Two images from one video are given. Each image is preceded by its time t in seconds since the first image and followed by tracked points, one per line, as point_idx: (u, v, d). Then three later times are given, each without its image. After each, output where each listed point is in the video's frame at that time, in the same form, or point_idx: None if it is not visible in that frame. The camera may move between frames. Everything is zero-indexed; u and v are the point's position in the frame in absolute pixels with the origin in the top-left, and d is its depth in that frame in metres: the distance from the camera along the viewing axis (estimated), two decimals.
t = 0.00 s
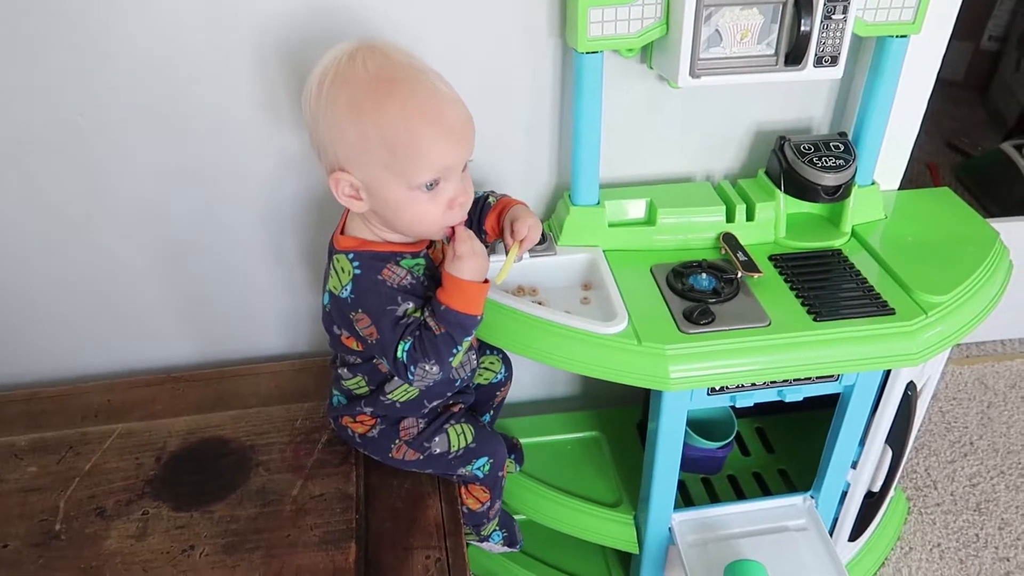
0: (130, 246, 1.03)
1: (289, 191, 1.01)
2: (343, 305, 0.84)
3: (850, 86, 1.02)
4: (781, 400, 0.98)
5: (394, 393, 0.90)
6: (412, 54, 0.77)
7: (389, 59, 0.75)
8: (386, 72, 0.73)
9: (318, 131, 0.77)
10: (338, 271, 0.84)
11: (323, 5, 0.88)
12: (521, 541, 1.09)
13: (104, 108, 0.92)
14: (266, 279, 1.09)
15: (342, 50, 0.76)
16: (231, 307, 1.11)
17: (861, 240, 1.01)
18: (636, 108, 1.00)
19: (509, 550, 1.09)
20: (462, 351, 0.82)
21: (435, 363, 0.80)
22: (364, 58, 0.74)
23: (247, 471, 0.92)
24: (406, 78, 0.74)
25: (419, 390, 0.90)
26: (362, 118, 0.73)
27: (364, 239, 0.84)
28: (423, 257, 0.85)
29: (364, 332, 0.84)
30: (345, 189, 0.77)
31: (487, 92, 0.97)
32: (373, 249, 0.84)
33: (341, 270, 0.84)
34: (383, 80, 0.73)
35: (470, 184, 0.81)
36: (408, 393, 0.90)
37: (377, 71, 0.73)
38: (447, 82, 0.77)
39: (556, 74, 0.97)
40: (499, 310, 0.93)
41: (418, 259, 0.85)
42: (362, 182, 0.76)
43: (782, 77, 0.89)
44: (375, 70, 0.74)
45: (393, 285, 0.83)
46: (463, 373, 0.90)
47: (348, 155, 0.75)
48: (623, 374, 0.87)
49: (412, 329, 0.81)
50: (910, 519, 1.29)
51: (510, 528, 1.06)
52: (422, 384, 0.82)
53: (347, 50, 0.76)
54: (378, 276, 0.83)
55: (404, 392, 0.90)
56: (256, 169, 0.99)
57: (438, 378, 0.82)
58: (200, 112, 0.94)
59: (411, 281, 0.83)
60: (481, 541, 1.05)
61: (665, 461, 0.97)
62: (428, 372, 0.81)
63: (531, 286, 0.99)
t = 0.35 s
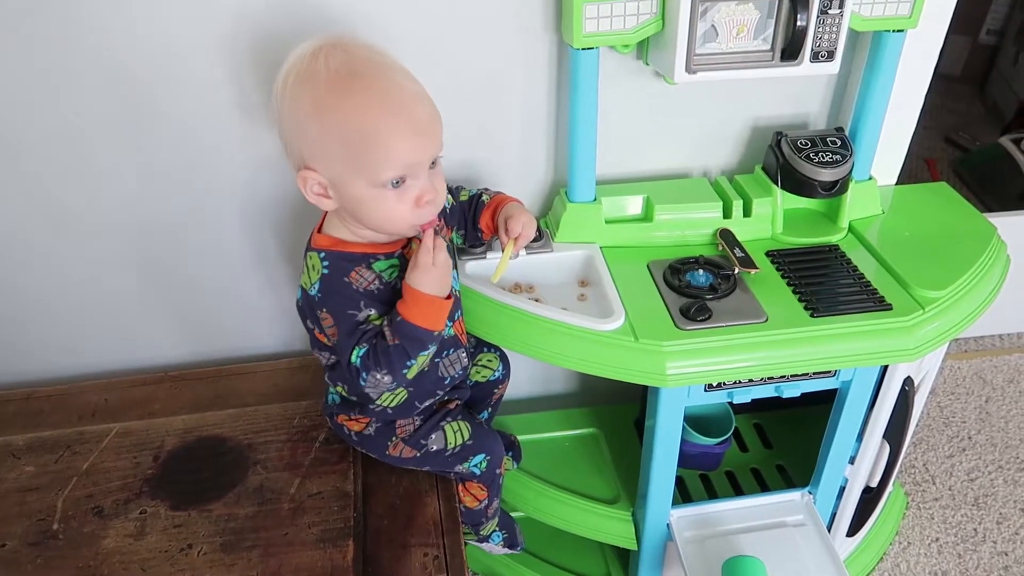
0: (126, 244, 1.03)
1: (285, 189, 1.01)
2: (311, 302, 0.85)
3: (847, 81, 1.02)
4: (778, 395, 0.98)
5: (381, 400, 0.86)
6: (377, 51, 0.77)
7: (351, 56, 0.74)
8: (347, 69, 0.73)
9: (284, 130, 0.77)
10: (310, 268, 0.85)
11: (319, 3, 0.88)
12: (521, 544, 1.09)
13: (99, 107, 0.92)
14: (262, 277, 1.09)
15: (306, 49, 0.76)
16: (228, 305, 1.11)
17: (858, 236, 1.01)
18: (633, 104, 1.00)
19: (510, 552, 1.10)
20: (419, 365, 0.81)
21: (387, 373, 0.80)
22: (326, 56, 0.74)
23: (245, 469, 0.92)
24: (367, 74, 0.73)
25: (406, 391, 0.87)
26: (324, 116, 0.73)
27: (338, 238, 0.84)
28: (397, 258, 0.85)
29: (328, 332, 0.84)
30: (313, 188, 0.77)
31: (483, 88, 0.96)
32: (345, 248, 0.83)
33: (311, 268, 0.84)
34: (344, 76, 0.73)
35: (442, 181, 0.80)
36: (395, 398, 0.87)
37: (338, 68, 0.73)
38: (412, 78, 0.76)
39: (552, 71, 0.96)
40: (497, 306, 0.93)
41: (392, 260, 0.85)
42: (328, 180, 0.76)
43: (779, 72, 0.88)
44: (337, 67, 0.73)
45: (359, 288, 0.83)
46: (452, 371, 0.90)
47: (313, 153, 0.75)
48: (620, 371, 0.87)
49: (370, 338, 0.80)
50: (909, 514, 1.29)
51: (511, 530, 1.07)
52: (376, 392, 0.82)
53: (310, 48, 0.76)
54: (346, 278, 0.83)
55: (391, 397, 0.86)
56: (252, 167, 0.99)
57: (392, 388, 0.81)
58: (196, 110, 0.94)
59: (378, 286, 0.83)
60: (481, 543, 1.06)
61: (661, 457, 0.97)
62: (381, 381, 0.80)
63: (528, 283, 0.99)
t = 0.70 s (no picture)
0: (121, 247, 1.03)
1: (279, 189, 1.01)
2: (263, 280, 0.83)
3: (840, 76, 1.02)
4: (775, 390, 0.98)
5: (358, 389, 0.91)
6: (333, 51, 0.75)
7: (306, 58, 0.73)
8: (301, 72, 0.72)
9: (250, 139, 0.76)
10: (279, 259, 0.82)
11: (311, 3, 0.88)
12: (525, 544, 1.09)
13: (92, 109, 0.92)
14: (258, 278, 1.09)
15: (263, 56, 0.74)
16: (224, 306, 1.11)
17: (853, 230, 1.01)
18: (627, 101, 1.00)
19: (514, 553, 1.10)
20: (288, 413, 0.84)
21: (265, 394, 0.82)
22: (281, 61, 0.73)
23: (242, 470, 0.92)
24: (321, 75, 0.72)
25: (381, 388, 0.91)
26: (282, 121, 0.72)
27: (313, 239, 0.81)
28: (369, 267, 0.83)
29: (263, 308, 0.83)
30: (282, 196, 0.76)
31: (476, 86, 0.96)
32: (318, 252, 0.81)
33: (280, 258, 0.82)
34: (298, 79, 0.71)
35: (412, 178, 0.79)
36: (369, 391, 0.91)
37: (292, 72, 0.72)
38: (370, 75, 0.75)
39: (545, 68, 0.96)
40: (491, 304, 0.93)
41: (363, 270, 0.83)
42: (296, 187, 0.75)
43: (773, 67, 0.88)
44: (289, 70, 0.72)
45: (314, 299, 0.81)
46: (430, 372, 0.92)
47: (278, 161, 0.74)
48: (616, 367, 0.87)
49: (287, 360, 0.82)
50: (908, 508, 1.29)
51: (514, 531, 1.07)
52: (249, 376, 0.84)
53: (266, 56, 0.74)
54: (302, 285, 0.81)
55: (367, 390, 0.91)
56: (246, 168, 0.98)
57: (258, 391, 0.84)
58: (188, 111, 0.93)
59: (331, 302, 0.82)
60: (483, 543, 1.06)
61: (658, 451, 0.97)
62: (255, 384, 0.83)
63: (524, 280, 0.99)
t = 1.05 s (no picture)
0: (123, 248, 1.03)
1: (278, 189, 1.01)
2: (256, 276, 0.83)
3: (838, 68, 1.02)
4: (776, 383, 0.98)
5: (353, 388, 0.91)
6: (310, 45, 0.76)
7: (282, 53, 0.73)
8: (277, 65, 0.72)
9: (237, 141, 0.76)
10: (272, 255, 0.83)
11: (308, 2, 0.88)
12: (537, 531, 1.10)
13: (91, 111, 0.92)
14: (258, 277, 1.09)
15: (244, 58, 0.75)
16: (225, 306, 1.11)
17: (852, 223, 1.01)
18: (625, 96, 1.00)
19: (528, 540, 1.11)
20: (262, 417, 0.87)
21: (247, 397, 0.84)
22: (258, 58, 0.73)
23: (245, 468, 0.92)
24: (297, 66, 0.72)
25: (376, 387, 0.91)
26: (263, 116, 0.72)
27: (306, 236, 0.81)
28: (360, 263, 0.82)
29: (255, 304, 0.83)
30: (273, 194, 0.76)
31: (474, 83, 0.97)
32: (311, 249, 0.81)
33: (272, 253, 0.82)
34: (275, 72, 0.72)
35: (399, 165, 0.78)
36: (365, 390, 0.91)
37: (270, 66, 0.72)
38: (347, 64, 0.75)
39: (542, 64, 0.96)
40: (491, 300, 0.93)
41: (355, 267, 0.82)
42: (284, 183, 0.75)
43: (770, 60, 0.89)
44: (265, 66, 0.72)
45: (303, 296, 0.81)
46: (427, 370, 0.92)
47: (264, 157, 0.74)
48: (616, 361, 0.88)
49: (275, 377, 0.83)
50: (911, 500, 1.29)
51: (524, 519, 1.07)
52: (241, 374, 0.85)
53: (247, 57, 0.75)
54: (292, 282, 0.81)
55: (363, 388, 0.91)
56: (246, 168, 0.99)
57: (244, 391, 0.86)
58: (187, 112, 0.93)
59: (321, 298, 0.81)
60: (493, 532, 1.06)
61: (659, 445, 0.97)
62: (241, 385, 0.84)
63: (524, 276, 0.99)
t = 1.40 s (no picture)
0: (123, 247, 1.03)
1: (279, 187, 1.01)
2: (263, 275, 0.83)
3: (837, 64, 1.02)
4: (777, 379, 0.98)
5: (356, 385, 0.91)
6: (317, 42, 0.76)
7: (288, 48, 0.74)
8: (283, 59, 0.73)
9: (244, 136, 0.77)
10: (277, 253, 0.83)
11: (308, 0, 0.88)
12: (541, 533, 1.12)
13: (91, 110, 0.92)
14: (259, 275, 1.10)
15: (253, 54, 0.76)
16: (226, 305, 1.12)
17: (852, 219, 1.01)
18: (625, 93, 1.00)
19: (533, 541, 1.12)
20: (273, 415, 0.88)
21: (260, 397, 0.84)
22: (265, 53, 0.74)
23: (248, 466, 0.92)
24: (301, 60, 0.73)
25: (380, 383, 0.91)
26: (266, 109, 0.72)
27: (312, 234, 0.81)
28: (364, 261, 0.82)
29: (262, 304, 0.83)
30: (277, 188, 0.76)
31: (474, 81, 0.97)
32: (315, 246, 0.81)
33: (277, 252, 0.83)
34: (279, 66, 0.72)
35: (402, 161, 0.78)
36: (368, 387, 0.91)
37: (275, 60, 0.73)
38: (351, 60, 0.75)
39: (542, 61, 0.97)
40: (493, 297, 0.93)
41: (359, 263, 0.82)
42: (287, 176, 0.75)
43: (770, 56, 0.89)
44: (269, 60, 0.73)
45: (309, 293, 0.81)
46: (429, 367, 0.92)
47: (267, 150, 0.74)
48: (618, 357, 0.88)
49: (285, 377, 0.83)
50: (911, 495, 1.30)
51: (529, 521, 1.09)
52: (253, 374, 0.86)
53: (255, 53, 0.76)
54: (297, 279, 0.81)
55: (366, 385, 0.91)
56: (246, 166, 0.99)
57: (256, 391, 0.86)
58: (187, 111, 0.93)
59: (327, 295, 0.81)
60: (498, 532, 1.07)
61: (661, 441, 0.98)
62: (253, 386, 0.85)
63: (525, 273, 0.99)
